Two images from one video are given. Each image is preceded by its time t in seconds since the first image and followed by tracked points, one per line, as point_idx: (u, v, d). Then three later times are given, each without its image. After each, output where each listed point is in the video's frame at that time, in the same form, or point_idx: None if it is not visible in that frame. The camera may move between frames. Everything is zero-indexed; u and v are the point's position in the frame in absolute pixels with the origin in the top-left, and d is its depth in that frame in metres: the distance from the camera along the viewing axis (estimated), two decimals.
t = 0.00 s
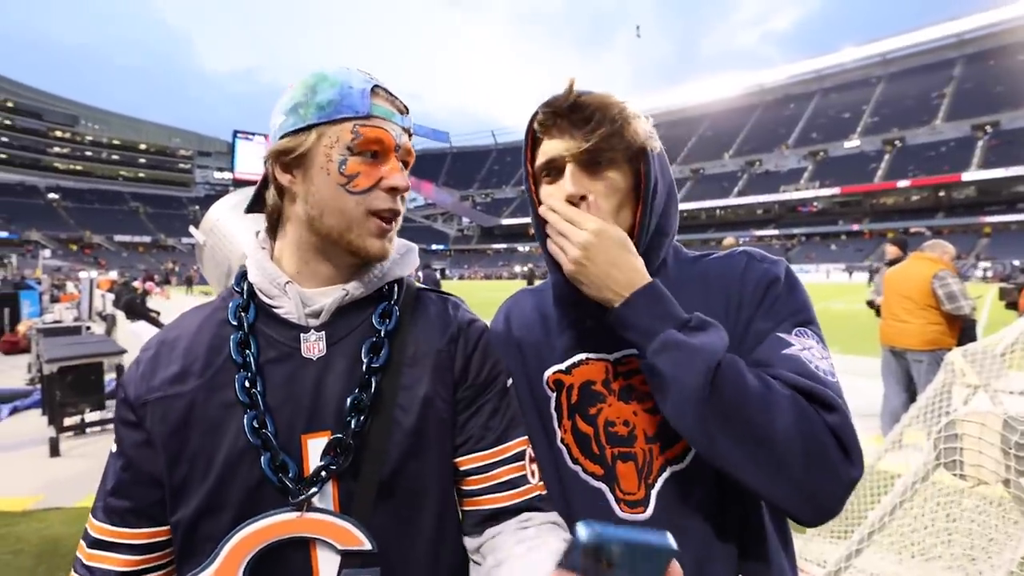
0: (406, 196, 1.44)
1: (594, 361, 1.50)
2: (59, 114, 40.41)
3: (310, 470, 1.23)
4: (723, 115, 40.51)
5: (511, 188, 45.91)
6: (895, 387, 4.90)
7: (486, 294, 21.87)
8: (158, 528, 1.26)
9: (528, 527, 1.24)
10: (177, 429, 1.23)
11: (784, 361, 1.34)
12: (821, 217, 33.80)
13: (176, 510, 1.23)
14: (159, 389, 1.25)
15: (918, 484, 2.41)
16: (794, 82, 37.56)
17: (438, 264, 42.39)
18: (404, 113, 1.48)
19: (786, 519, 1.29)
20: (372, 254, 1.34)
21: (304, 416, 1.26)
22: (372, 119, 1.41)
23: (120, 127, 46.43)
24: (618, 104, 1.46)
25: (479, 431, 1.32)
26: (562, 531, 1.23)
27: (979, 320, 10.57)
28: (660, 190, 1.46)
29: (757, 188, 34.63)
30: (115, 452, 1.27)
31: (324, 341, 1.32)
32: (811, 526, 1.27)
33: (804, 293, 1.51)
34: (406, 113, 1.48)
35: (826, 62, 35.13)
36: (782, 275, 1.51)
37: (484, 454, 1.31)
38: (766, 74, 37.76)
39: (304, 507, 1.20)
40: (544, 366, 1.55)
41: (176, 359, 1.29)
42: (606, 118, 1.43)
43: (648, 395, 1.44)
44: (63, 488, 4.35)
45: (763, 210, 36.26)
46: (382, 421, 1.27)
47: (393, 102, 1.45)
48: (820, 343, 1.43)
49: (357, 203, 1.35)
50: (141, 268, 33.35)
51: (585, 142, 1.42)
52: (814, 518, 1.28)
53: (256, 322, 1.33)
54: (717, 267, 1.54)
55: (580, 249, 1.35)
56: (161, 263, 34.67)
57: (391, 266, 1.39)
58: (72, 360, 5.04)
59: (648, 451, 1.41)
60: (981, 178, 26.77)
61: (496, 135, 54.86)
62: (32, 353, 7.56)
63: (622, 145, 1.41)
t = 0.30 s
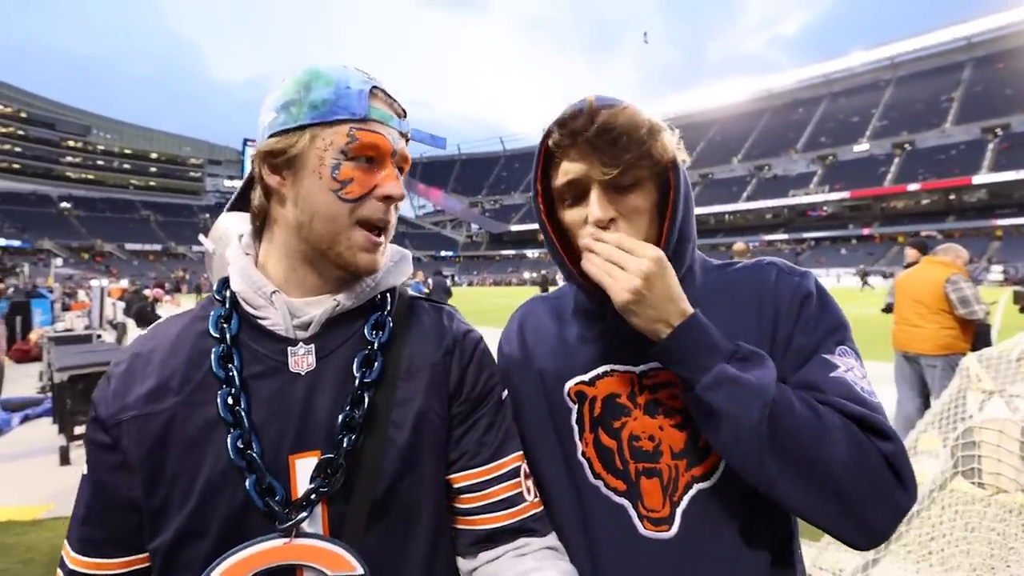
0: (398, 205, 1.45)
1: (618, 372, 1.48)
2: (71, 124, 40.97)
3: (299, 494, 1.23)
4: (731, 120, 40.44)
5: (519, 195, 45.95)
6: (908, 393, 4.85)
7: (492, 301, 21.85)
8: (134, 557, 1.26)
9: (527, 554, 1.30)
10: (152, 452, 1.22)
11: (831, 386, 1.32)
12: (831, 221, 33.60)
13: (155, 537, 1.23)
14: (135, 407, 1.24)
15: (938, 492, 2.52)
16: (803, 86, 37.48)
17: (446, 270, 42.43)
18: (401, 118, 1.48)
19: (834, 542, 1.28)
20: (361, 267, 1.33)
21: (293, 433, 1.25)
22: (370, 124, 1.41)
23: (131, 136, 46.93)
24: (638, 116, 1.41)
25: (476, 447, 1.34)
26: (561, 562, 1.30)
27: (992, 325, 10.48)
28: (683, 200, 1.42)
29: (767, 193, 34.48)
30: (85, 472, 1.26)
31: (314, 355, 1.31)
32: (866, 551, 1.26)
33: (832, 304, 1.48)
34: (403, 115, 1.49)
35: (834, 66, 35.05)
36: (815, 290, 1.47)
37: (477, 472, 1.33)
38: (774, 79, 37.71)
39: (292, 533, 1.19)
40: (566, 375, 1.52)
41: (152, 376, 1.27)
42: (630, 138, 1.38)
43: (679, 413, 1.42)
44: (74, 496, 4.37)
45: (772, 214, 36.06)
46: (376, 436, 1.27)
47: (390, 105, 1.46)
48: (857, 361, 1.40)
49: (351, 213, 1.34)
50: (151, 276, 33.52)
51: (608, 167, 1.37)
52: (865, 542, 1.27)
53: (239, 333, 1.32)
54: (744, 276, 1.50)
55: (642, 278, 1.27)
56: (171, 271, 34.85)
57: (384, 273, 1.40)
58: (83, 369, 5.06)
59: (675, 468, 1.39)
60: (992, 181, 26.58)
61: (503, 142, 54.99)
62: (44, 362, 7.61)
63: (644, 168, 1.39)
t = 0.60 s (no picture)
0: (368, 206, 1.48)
1: (645, 374, 1.44)
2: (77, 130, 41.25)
3: (258, 503, 1.27)
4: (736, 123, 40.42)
5: (524, 199, 46.00)
6: (915, 395, 4.82)
7: (497, 304, 21.85)
8: (87, 565, 1.30)
9: (497, 565, 1.36)
10: (108, 461, 1.27)
11: (869, 399, 1.29)
12: (836, 224, 33.50)
13: (110, 547, 1.27)
14: (90, 415, 1.29)
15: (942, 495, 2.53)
16: (807, 89, 37.42)
17: (451, 274, 42.49)
18: (373, 115, 1.53)
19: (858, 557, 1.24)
20: (324, 270, 1.36)
21: (253, 444, 1.29)
22: (336, 121, 1.43)
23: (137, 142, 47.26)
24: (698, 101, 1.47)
25: (447, 459, 1.39)
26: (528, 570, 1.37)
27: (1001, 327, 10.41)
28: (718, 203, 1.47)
29: (772, 196, 34.39)
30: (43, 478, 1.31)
31: (277, 363, 1.35)
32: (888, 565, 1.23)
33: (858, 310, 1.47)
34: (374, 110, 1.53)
35: (839, 68, 34.97)
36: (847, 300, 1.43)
37: (447, 483, 1.38)
38: (779, 81, 37.65)
39: (247, 547, 1.22)
40: (592, 369, 1.48)
41: (110, 383, 1.31)
42: (695, 123, 1.42)
43: (707, 420, 1.39)
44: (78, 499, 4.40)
45: (777, 217, 36.00)
46: (340, 448, 1.31)
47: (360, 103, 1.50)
48: (888, 374, 1.38)
49: (315, 213, 1.38)
50: (157, 281, 33.69)
51: (669, 145, 1.40)
52: (888, 556, 1.23)
53: (200, 340, 1.37)
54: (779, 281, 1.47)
55: (693, 271, 1.22)
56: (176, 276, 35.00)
57: (353, 277, 1.43)
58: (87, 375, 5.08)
59: (699, 474, 1.37)
60: (998, 183, 26.46)
61: (508, 146, 55.02)
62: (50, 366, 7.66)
63: (704, 149, 1.42)
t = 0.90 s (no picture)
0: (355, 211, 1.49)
1: (679, 376, 1.44)
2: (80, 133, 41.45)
3: (242, 515, 1.27)
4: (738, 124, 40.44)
5: (526, 201, 46.06)
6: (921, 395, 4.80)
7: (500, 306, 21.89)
8: None
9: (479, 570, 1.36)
10: (90, 475, 1.26)
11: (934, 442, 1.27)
12: (839, 225, 33.44)
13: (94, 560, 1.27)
14: (70, 429, 1.28)
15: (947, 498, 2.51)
16: (809, 89, 37.41)
17: (454, 276, 42.52)
18: (356, 121, 1.53)
19: None
20: (314, 276, 1.37)
21: (237, 455, 1.29)
22: (319, 128, 1.43)
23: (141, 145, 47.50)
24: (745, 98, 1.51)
25: (432, 470, 1.38)
26: None
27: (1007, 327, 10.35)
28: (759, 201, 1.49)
29: (775, 197, 34.34)
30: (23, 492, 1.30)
31: (260, 374, 1.35)
32: None
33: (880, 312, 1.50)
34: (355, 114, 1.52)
35: (841, 68, 34.96)
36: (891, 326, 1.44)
37: (433, 494, 1.38)
38: (781, 82, 37.66)
39: (233, 558, 1.20)
40: (617, 371, 1.49)
41: (88, 397, 1.31)
42: (742, 121, 1.46)
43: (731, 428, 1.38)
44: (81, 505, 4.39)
45: (780, 218, 35.98)
46: (324, 460, 1.31)
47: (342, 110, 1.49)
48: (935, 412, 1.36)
49: (302, 220, 1.37)
50: (160, 284, 33.78)
51: (712, 140, 1.44)
52: None
53: (181, 350, 1.35)
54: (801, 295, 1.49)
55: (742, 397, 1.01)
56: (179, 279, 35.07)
57: (338, 284, 1.44)
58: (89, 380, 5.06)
59: (725, 481, 1.36)
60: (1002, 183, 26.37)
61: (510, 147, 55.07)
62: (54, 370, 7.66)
63: (753, 148, 1.47)
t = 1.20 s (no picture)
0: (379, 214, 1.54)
1: (669, 380, 1.48)
2: (82, 136, 41.73)
3: (267, 506, 1.32)
4: (740, 127, 40.58)
5: (527, 204, 46.14)
6: (921, 399, 4.81)
7: (501, 309, 21.94)
8: (101, 564, 1.35)
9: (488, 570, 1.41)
10: (121, 462, 1.31)
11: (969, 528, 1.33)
12: (840, 228, 33.46)
13: (122, 546, 1.32)
14: (102, 417, 1.33)
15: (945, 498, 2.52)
16: (811, 93, 37.49)
17: (455, 279, 42.57)
18: (384, 123, 1.57)
19: None
20: (342, 272, 1.41)
21: (263, 449, 1.34)
22: (347, 132, 1.48)
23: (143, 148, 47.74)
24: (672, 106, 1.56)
25: (455, 469, 1.43)
26: None
27: (1008, 331, 10.35)
28: (725, 194, 1.51)
29: (775, 200, 34.36)
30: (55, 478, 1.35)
31: (288, 367, 1.39)
32: None
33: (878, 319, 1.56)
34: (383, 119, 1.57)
35: (842, 72, 35.02)
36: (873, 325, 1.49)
37: (453, 495, 1.42)
38: (782, 85, 37.73)
39: (259, 547, 1.25)
40: (605, 380, 1.53)
41: (120, 387, 1.36)
42: (671, 127, 1.51)
43: (727, 427, 1.42)
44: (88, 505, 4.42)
45: (782, 222, 36.00)
46: (350, 455, 1.34)
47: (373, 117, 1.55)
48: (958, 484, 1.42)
49: (331, 219, 1.41)
50: (161, 286, 33.88)
51: (647, 150, 1.49)
52: None
53: (212, 342, 1.40)
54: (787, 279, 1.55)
55: None
56: (180, 282, 35.18)
57: (366, 283, 1.49)
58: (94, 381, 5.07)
59: (720, 481, 1.40)
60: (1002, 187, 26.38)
61: (512, 150, 55.18)
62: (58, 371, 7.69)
63: (688, 154, 1.51)
